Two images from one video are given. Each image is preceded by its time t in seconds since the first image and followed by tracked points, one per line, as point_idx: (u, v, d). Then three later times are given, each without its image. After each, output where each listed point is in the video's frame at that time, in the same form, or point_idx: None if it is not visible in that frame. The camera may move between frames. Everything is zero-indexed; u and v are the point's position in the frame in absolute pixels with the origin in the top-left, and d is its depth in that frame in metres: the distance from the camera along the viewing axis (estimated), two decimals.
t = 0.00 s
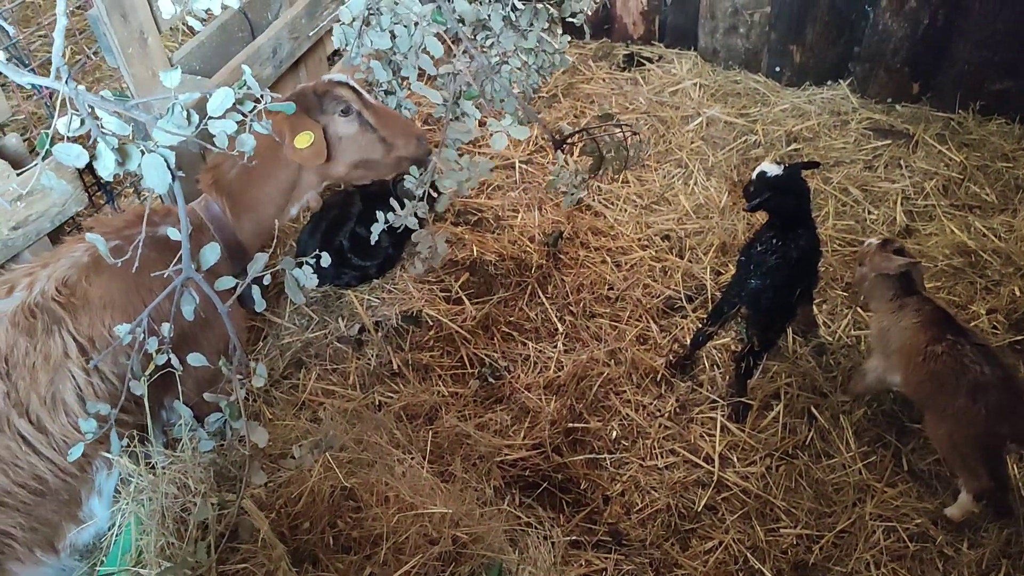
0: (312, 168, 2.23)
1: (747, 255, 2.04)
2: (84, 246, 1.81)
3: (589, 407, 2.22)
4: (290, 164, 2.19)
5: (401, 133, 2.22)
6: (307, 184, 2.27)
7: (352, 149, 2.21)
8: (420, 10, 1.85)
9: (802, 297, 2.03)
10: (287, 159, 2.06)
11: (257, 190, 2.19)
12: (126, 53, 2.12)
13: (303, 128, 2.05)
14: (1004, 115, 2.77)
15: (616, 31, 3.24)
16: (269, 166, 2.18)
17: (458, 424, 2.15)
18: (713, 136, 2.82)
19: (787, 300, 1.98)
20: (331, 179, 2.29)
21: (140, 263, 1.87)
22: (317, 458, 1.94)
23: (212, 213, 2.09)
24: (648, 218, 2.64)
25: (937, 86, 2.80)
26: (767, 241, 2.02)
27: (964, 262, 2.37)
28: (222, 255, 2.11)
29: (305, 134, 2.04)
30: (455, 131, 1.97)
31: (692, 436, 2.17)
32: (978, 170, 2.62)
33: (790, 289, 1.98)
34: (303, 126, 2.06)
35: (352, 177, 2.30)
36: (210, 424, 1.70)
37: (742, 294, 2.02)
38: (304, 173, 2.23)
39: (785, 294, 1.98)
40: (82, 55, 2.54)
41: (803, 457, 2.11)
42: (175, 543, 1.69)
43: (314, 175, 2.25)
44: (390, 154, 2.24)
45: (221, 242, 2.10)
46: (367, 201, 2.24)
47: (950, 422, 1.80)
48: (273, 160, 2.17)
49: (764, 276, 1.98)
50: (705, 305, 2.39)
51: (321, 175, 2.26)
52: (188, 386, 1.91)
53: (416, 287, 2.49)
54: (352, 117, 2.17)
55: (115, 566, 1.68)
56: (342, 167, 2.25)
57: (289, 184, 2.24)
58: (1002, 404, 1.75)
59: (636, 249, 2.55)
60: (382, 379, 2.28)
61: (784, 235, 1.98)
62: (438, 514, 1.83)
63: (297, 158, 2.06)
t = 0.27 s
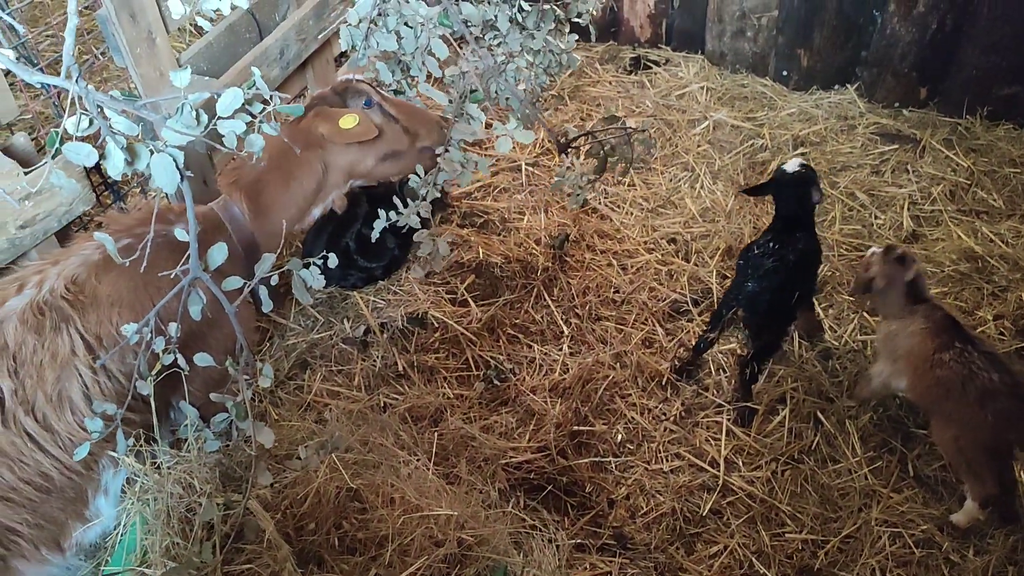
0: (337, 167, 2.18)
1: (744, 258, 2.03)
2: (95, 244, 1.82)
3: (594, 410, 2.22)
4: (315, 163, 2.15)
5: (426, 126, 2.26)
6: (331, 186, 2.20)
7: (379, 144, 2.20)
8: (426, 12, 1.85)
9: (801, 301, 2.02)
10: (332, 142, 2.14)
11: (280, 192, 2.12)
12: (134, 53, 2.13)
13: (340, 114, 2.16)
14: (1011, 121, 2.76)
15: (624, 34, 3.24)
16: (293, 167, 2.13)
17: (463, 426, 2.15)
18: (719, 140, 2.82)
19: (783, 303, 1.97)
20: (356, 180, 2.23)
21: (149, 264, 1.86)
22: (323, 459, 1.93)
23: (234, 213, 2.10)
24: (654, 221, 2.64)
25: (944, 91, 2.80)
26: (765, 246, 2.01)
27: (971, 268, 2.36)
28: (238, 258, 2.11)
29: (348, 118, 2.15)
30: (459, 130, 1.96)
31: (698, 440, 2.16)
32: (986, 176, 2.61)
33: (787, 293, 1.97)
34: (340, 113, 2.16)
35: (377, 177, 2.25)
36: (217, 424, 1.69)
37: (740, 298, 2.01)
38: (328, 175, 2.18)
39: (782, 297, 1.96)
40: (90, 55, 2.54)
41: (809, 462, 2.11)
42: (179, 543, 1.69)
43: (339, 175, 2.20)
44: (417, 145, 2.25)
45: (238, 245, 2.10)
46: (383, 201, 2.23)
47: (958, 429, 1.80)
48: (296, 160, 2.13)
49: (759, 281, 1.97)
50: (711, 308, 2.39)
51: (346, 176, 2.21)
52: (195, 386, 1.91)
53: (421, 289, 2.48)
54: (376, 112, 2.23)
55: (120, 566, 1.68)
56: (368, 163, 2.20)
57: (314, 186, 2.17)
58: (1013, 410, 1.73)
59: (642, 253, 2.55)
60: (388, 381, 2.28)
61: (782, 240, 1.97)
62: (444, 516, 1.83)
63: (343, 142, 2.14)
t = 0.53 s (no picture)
0: (347, 173, 2.20)
1: (740, 259, 2.02)
2: (103, 245, 1.84)
3: (597, 412, 2.22)
4: (326, 169, 2.17)
5: (434, 126, 2.29)
6: (342, 191, 2.23)
7: (389, 148, 2.23)
8: (431, 16, 1.85)
9: (796, 301, 2.00)
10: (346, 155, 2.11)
11: (291, 197, 2.15)
12: (139, 54, 2.13)
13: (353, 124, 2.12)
14: (1015, 125, 2.77)
15: (627, 37, 3.24)
16: (304, 173, 2.15)
17: (466, 428, 2.15)
18: (723, 143, 2.82)
19: (777, 304, 1.96)
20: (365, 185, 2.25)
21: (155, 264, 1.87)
22: (326, 460, 1.93)
23: (244, 215, 2.12)
24: (657, 224, 2.64)
25: (948, 95, 2.80)
26: (759, 247, 2.00)
27: (975, 272, 2.36)
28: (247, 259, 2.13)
29: (360, 129, 2.10)
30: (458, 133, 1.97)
31: (701, 443, 2.16)
32: (990, 180, 2.61)
33: (781, 293, 1.95)
34: (352, 123, 2.12)
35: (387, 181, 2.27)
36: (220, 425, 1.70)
37: (734, 298, 2.01)
38: (339, 180, 2.20)
39: (774, 297, 1.95)
40: (95, 56, 2.55)
41: (812, 466, 2.11)
42: (184, 544, 1.69)
43: (349, 181, 2.22)
44: (425, 147, 2.28)
45: (247, 245, 2.12)
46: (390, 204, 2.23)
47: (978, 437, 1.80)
48: (308, 166, 2.16)
49: (753, 281, 1.96)
50: (714, 311, 2.39)
51: (356, 181, 2.23)
52: (200, 387, 1.91)
53: (425, 291, 2.48)
54: (386, 116, 2.24)
55: (124, 567, 1.67)
56: (380, 169, 2.23)
57: (325, 192, 2.19)
58: None
59: (645, 255, 2.55)
60: (391, 383, 2.28)
61: (777, 242, 1.96)
62: (447, 518, 1.83)
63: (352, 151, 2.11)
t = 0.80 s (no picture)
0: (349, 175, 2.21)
1: (742, 260, 2.03)
2: (105, 247, 1.84)
3: (597, 414, 2.22)
4: (329, 169, 2.18)
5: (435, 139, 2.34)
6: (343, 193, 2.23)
7: (391, 153, 2.24)
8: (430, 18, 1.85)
9: (797, 302, 2.00)
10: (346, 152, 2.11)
11: (294, 196, 2.15)
12: (139, 54, 2.13)
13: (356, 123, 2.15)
14: (1015, 128, 2.77)
15: (628, 39, 3.24)
16: (306, 172, 2.16)
17: (466, 429, 2.15)
18: (723, 145, 2.82)
19: (777, 304, 1.96)
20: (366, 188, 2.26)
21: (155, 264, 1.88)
22: (326, 462, 1.93)
23: (246, 216, 2.12)
24: (657, 226, 2.64)
25: (948, 97, 2.80)
26: (760, 247, 2.01)
27: (975, 274, 2.37)
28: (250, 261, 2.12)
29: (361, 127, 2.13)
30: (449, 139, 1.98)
31: (701, 445, 2.16)
32: (990, 182, 2.61)
33: (781, 293, 1.95)
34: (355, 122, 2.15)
35: (386, 186, 2.28)
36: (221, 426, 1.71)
37: (734, 299, 2.01)
38: (340, 182, 2.21)
39: (775, 298, 1.95)
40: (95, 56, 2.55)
41: (812, 468, 2.11)
42: (184, 545, 1.69)
43: (350, 183, 2.23)
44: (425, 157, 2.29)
45: (249, 247, 2.12)
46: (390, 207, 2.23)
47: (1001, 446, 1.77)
48: (311, 166, 2.16)
49: (754, 282, 1.96)
50: (714, 313, 2.39)
51: (357, 184, 2.24)
52: (200, 389, 1.91)
53: (425, 292, 2.48)
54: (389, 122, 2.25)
55: (123, 567, 1.67)
56: (381, 173, 2.24)
57: (327, 192, 2.19)
58: None
59: (645, 257, 2.55)
60: (391, 384, 2.28)
61: (778, 242, 1.97)
62: (447, 520, 1.83)
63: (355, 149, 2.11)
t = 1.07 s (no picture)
0: (350, 175, 2.19)
1: (737, 261, 2.02)
2: (103, 250, 1.84)
3: (593, 414, 2.22)
4: (331, 170, 2.17)
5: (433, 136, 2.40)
6: (345, 194, 2.22)
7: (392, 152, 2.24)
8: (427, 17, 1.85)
9: (793, 302, 2.00)
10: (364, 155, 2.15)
11: (296, 199, 2.14)
12: (134, 55, 2.12)
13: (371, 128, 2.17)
14: (1011, 128, 2.77)
15: (624, 39, 3.24)
16: (306, 174, 2.15)
17: (462, 430, 2.15)
18: (720, 145, 2.82)
19: (773, 305, 1.95)
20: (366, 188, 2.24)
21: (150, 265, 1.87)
22: (321, 462, 1.93)
23: (246, 220, 2.11)
24: (653, 226, 2.64)
25: (944, 98, 2.80)
26: (755, 247, 2.00)
27: (970, 274, 2.37)
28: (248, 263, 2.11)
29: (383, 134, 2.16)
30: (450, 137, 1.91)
31: (696, 446, 2.16)
32: (985, 183, 2.61)
33: (777, 293, 1.95)
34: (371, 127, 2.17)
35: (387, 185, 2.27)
36: (215, 427, 1.71)
37: (730, 300, 2.00)
38: (343, 183, 2.19)
39: (771, 299, 1.95)
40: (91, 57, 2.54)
41: (807, 468, 2.11)
42: (177, 546, 1.69)
43: (352, 184, 2.21)
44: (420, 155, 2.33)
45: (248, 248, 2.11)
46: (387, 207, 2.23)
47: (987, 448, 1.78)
48: (312, 168, 2.16)
49: (750, 283, 1.96)
50: (710, 314, 2.39)
51: (359, 185, 2.23)
52: (195, 390, 1.91)
53: (421, 293, 2.48)
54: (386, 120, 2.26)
55: (117, 569, 1.67)
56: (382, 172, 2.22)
57: (328, 193, 2.18)
58: None
59: (641, 257, 2.55)
60: (387, 385, 2.27)
61: (773, 242, 1.96)
62: (442, 521, 1.83)
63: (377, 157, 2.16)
